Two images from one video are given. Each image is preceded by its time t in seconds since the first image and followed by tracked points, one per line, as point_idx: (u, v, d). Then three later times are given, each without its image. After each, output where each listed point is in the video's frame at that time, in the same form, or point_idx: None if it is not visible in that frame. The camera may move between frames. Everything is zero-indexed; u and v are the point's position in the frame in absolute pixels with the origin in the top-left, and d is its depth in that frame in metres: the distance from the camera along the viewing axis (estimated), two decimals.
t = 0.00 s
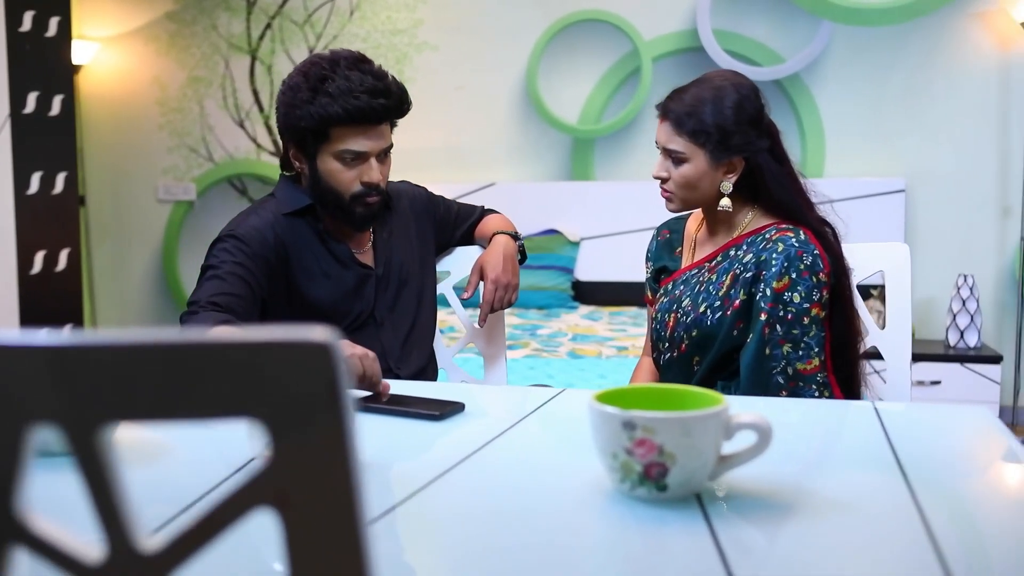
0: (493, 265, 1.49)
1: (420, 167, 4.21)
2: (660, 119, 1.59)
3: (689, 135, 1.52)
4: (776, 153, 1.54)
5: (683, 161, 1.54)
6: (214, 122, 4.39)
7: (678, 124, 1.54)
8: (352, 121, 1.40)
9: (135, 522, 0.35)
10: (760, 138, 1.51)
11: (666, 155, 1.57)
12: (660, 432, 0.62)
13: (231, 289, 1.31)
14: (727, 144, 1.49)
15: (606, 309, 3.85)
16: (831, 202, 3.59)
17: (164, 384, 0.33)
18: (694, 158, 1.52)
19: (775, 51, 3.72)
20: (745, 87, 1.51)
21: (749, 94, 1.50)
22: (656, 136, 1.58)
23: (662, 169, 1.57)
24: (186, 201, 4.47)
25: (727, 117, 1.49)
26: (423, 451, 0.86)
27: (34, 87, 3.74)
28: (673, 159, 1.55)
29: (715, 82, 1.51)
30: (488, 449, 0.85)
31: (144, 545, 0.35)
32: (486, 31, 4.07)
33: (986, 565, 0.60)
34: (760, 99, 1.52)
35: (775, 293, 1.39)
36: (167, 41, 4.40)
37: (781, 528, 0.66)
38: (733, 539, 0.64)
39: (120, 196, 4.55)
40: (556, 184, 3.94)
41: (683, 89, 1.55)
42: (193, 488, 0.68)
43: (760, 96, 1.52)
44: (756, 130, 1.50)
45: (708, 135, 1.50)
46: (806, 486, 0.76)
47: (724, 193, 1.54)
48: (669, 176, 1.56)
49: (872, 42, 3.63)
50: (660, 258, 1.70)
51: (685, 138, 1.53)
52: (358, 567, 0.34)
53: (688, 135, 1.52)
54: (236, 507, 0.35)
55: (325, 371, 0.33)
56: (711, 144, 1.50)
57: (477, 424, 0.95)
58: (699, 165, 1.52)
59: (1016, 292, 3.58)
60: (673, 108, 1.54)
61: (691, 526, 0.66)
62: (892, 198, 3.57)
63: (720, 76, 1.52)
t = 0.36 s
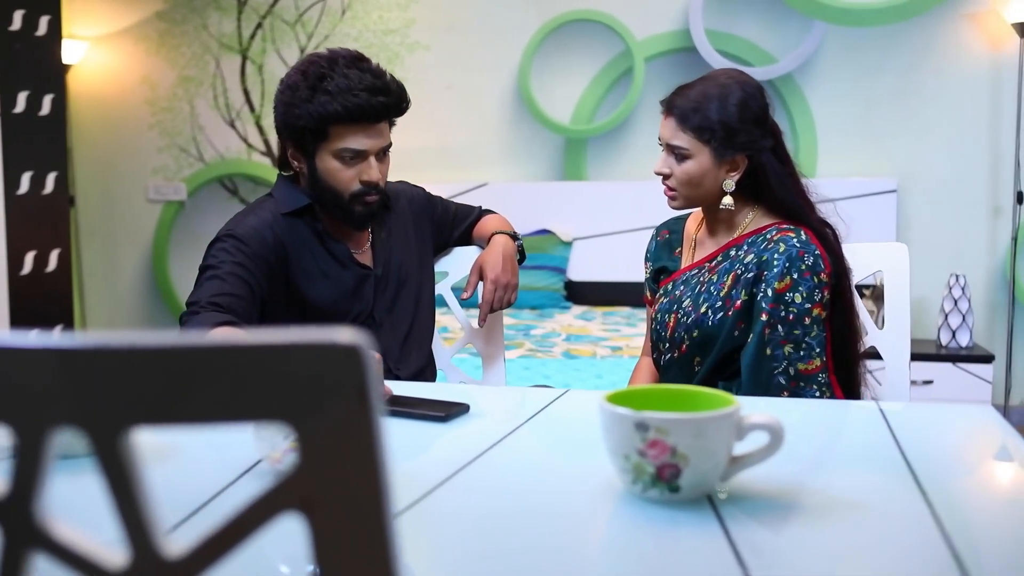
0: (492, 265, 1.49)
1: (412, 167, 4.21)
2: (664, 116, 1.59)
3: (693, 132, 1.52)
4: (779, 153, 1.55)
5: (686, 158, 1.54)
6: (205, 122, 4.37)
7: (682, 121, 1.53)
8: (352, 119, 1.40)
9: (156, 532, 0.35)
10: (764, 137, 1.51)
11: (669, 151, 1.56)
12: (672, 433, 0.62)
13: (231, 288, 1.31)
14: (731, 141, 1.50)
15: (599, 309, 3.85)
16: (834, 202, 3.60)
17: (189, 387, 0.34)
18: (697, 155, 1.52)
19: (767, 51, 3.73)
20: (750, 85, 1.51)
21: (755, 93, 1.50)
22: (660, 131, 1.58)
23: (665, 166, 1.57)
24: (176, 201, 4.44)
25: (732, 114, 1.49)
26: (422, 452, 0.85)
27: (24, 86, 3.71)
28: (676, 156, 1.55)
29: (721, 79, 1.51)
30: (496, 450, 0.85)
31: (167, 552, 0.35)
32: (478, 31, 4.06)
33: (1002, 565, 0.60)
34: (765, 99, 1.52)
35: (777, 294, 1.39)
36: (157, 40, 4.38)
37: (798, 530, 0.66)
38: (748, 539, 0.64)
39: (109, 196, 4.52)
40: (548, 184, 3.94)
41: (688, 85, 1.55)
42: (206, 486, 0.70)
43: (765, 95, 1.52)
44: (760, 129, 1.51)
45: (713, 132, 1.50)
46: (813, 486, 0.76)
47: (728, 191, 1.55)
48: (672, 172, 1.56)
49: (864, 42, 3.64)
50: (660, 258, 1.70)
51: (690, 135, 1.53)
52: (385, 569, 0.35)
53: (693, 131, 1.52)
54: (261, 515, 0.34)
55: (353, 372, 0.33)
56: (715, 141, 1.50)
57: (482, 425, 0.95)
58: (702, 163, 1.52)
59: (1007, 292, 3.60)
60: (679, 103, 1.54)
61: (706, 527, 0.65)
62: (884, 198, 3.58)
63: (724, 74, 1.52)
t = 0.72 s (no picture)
0: (491, 266, 1.48)
1: (404, 167, 4.19)
2: (667, 113, 1.59)
3: (697, 130, 1.52)
4: (781, 154, 1.55)
5: (689, 155, 1.54)
6: (194, 121, 4.35)
7: (686, 118, 1.54)
8: (349, 116, 1.39)
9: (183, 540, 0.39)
10: (767, 138, 1.51)
11: (672, 149, 1.57)
12: (685, 433, 0.63)
13: (230, 288, 1.30)
14: (734, 141, 1.50)
15: (591, 309, 3.85)
16: (832, 201, 3.60)
17: (225, 393, 0.37)
18: (700, 154, 1.52)
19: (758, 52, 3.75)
20: (754, 85, 1.51)
21: (759, 93, 1.50)
22: (663, 129, 1.58)
23: (667, 164, 1.57)
24: (165, 201, 4.42)
25: (735, 113, 1.50)
26: (424, 452, 0.85)
27: (12, 84, 3.67)
28: (678, 153, 1.56)
29: (726, 79, 1.52)
30: (502, 452, 0.84)
31: (193, 557, 0.39)
32: (469, 30, 4.06)
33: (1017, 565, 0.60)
34: (768, 100, 1.52)
35: (778, 294, 1.39)
36: (146, 40, 4.35)
37: (811, 530, 0.65)
38: (762, 539, 0.64)
39: (98, 197, 4.49)
40: (539, 184, 3.93)
41: (692, 83, 1.55)
42: (214, 489, 0.72)
43: (768, 95, 1.52)
44: (763, 130, 1.51)
45: (716, 131, 1.50)
46: (817, 484, 0.76)
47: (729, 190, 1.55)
48: (674, 170, 1.56)
49: (855, 43, 3.65)
50: (659, 258, 1.70)
51: (693, 133, 1.53)
52: (410, 561, 0.38)
53: (697, 129, 1.52)
54: (291, 515, 0.38)
55: (383, 375, 0.36)
56: (719, 140, 1.50)
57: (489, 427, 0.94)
58: (705, 161, 1.52)
59: (997, 291, 3.62)
60: (683, 101, 1.54)
61: (718, 527, 0.65)
62: (875, 198, 3.60)
63: (728, 74, 1.52)
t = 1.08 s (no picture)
0: (491, 266, 1.48)
1: (396, 167, 4.18)
2: (672, 112, 1.59)
3: (701, 129, 1.53)
4: (785, 155, 1.55)
5: (692, 154, 1.54)
6: (185, 121, 4.32)
7: (690, 117, 1.54)
8: (348, 116, 1.38)
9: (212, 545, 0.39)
10: (770, 138, 1.52)
11: (675, 146, 1.57)
12: (699, 435, 0.63)
13: (230, 290, 1.29)
14: (739, 140, 1.50)
15: (583, 309, 3.85)
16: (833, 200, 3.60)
17: (256, 397, 0.37)
18: (704, 152, 1.52)
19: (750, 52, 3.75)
20: (759, 85, 1.51)
21: (763, 93, 1.51)
22: (668, 126, 1.58)
23: (670, 162, 1.57)
24: (155, 201, 4.39)
25: (740, 112, 1.50)
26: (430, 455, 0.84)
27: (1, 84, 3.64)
28: (681, 151, 1.56)
29: (731, 78, 1.52)
30: (509, 454, 0.84)
31: (221, 562, 0.39)
32: (461, 30, 4.05)
33: None
34: (773, 100, 1.52)
35: (780, 294, 1.40)
36: (136, 39, 4.32)
37: (818, 531, 0.65)
38: (776, 539, 0.64)
39: (87, 197, 4.46)
40: (531, 184, 3.93)
41: (697, 82, 1.56)
42: (226, 490, 0.73)
43: (772, 96, 1.52)
44: (767, 129, 1.51)
45: (720, 130, 1.51)
46: (819, 485, 0.76)
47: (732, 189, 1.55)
48: (677, 168, 1.56)
49: (847, 44, 3.67)
50: (659, 257, 1.70)
51: (698, 131, 1.53)
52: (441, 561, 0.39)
53: (701, 128, 1.52)
54: (322, 521, 0.38)
55: (415, 376, 0.37)
56: (723, 139, 1.51)
57: (493, 428, 0.94)
58: (708, 160, 1.52)
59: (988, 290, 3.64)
60: (688, 99, 1.54)
61: (733, 528, 0.65)
62: (867, 198, 3.62)
63: (733, 75, 1.53)
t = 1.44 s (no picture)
0: (491, 267, 1.47)
1: (389, 167, 4.17)
2: (678, 108, 1.60)
3: (707, 125, 1.53)
4: (789, 155, 1.55)
5: (698, 151, 1.54)
6: (175, 120, 4.30)
7: (696, 113, 1.54)
8: (344, 113, 1.37)
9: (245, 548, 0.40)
10: (776, 137, 1.52)
11: (681, 144, 1.57)
12: (714, 435, 0.64)
13: (229, 291, 1.28)
14: (745, 138, 1.50)
15: (576, 309, 3.86)
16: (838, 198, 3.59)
17: (297, 400, 0.38)
18: (709, 149, 1.52)
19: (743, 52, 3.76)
20: (765, 83, 1.52)
21: (770, 92, 1.51)
22: (674, 123, 1.58)
23: (675, 159, 1.57)
24: (146, 201, 4.37)
25: (746, 110, 1.50)
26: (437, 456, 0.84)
27: None
28: (687, 149, 1.56)
29: (737, 77, 1.52)
30: (517, 455, 0.84)
31: (256, 565, 0.40)
32: (453, 30, 4.04)
33: None
34: (780, 98, 1.52)
35: (783, 294, 1.40)
36: (126, 38, 4.29)
37: (833, 531, 0.65)
38: (794, 538, 0.64)
39: (77, 198, 4.43)
40: (523, 184, 3.93)
41: (704, 80, 1.56)
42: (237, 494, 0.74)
43: (779, 95, 1.52)
44: (773, 128, 1.51)
45: (727, 127, 1.51)
46: (822, 485, 0.76)
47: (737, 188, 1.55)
48: (681, 166, 1.56)
49: (840, 44, 3.68)
50: (660, 256, 1.70)
51: (703, 127, 1.53)
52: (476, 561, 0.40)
53: (708, 125, 1.52)
54: (358, 523, 0.39)
55: (454, 378, 0.38)
56: (730, 136, 1.51)
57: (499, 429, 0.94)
58: (714, 157, 1.52)
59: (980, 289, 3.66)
60: (694, 96, 1.54)
61: (749, 528, 0.65)
62: (859, 198, 3.63)
63: (740, 73, 1.53)
